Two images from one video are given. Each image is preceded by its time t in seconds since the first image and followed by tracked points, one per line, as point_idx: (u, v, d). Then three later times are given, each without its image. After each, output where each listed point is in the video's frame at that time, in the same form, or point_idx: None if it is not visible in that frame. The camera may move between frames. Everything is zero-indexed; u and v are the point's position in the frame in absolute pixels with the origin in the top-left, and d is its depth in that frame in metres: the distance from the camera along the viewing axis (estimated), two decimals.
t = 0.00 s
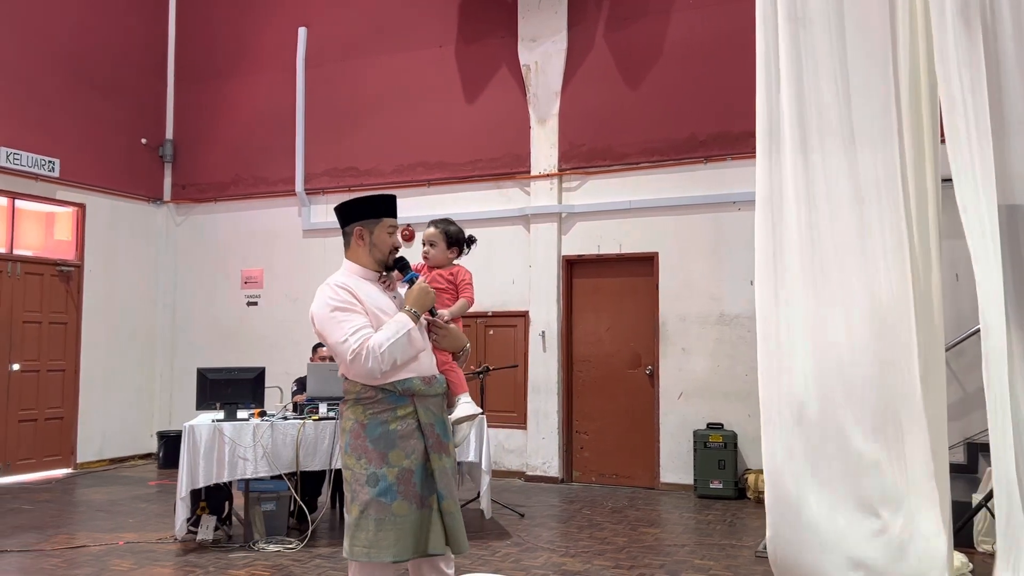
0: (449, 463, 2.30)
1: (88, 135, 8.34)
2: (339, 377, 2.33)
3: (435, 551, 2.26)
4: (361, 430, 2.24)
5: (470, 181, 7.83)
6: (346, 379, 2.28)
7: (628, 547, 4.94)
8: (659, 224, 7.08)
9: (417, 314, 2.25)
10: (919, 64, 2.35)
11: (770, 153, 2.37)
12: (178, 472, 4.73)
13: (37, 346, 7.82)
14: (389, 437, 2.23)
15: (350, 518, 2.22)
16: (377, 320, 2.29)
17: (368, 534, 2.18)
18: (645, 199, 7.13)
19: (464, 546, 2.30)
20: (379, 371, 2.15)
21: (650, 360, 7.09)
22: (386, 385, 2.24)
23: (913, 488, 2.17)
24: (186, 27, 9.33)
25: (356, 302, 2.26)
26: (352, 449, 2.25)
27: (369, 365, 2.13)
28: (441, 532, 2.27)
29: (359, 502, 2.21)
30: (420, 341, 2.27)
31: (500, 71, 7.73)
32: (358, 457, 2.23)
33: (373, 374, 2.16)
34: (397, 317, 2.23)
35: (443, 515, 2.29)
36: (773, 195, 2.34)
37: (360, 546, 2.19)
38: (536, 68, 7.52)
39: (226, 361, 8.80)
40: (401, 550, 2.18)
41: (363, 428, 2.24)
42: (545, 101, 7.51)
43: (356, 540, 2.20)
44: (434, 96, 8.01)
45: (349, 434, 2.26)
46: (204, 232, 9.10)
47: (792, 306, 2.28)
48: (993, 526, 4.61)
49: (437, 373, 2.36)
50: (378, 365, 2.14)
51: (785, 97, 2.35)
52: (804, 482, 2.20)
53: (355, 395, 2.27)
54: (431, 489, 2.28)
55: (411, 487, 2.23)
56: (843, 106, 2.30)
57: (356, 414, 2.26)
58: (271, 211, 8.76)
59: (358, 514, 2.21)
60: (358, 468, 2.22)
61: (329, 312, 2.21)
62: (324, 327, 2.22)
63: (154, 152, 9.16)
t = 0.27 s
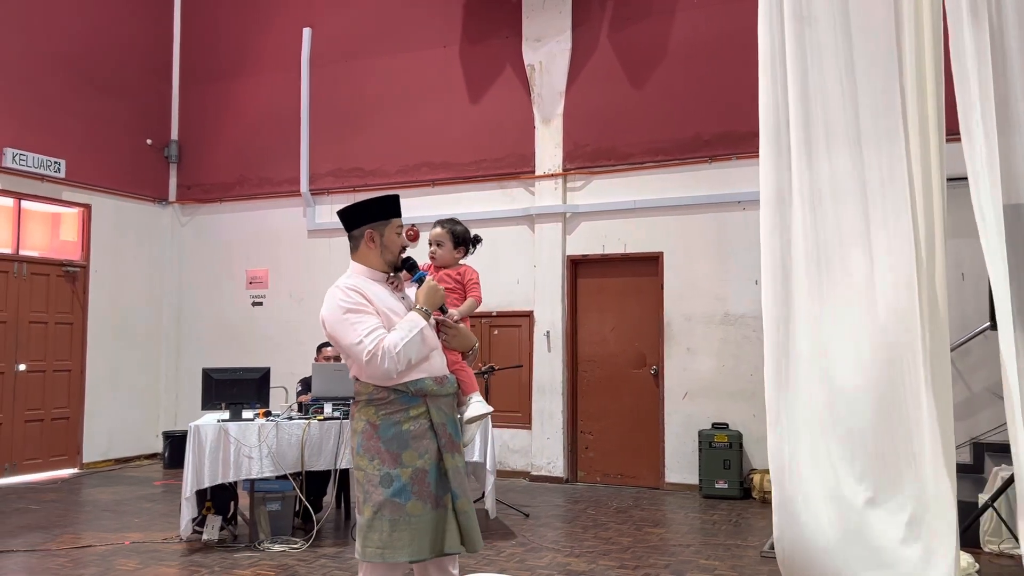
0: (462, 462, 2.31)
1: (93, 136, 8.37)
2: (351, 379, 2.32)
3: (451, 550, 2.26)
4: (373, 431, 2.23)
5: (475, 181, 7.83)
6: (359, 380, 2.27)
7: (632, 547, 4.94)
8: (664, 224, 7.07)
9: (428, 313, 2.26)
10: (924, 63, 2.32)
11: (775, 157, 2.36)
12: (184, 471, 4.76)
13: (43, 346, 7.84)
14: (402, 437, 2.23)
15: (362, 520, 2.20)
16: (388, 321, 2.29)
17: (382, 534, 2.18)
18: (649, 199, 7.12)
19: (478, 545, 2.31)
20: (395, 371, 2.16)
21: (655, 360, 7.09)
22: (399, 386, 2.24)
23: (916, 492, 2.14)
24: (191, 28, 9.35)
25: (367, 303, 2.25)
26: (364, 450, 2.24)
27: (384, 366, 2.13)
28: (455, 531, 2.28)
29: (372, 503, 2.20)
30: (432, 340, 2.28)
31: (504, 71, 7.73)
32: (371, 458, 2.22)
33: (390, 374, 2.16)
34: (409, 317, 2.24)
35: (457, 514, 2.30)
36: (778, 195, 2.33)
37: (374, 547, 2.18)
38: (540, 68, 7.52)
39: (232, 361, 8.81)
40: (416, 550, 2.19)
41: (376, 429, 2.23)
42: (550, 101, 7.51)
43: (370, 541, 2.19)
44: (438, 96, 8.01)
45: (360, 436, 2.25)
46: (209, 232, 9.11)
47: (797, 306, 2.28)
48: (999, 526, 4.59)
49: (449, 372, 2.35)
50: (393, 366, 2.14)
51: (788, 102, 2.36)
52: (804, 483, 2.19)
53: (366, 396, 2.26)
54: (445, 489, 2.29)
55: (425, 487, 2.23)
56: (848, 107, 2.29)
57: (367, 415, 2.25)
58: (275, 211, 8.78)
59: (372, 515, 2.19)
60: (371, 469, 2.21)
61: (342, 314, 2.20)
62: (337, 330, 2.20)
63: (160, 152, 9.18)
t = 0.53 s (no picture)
0: (477, 460, 2.32)
1: (98, 137, 8.39)
2: (366, 379, 2.31)
3: (468, 547, 2.27)
4: (390, 431, 2.23)
5: (479, 181, 7.83)
6: (376, 381, 2.26)
7: (637, 548, 4.94)
8: (668, 224, 7.07)
9: (443, 311, 2.29)
10: (931, 60, 2.40)
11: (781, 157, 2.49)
12: (189, 471, 4.76)
13: (48, 347, 7.86)
14: (419, 437, 2.23)
15: (380, 520, 2.20)
16: (406, 322, 2.30)
17: (402, 533, 2.18)
18: (654, 199, 7.12)
19: (495, 542, 2.31)
20: (417, 370, 2.16)
21: (660, 360, 7.08)
22: (417, 386, 2.24)
23: (922, 478, 2.25)
24: (196, 29, 9.37)
25: (385, 303, 2.25)
26: (380, 451, 2.23)
27: (408, 365, 2.13)
28: (472, 528, 2.29)
29: (390, 503, 2.20)
30: (448, 339, 2.29)
31: (509, 71, 7.73)
32: (388, 458, 2.21)
33: (413, 373, 2.16)
34: (425, 315, 2.26)
35: (473, 512, 2.31)
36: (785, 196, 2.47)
37: (393, 546, 2.18)
38: (545, 68, 7.52)
39: (237, 361, 8.83)
40: (435, 548, 2.20)
41: (393, 429, 2.23)
42: (554, 101, 7.51)
43: (388, 541, 2.19)
44: (443, 97, 8.02)
45: (377, 436, 2.24)
46: (214, 233, 9.13)
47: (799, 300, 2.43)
48: (1005, 527, 4.58)
49: (463, 371, 2.36)
50: (417, 364, 2.15)
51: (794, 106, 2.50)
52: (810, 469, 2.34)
53: (383, 397, 2.25)
54: (462, 487, 2.30)
55: (442, 486, 2.24)
56: (852, 111, 2.42)
57: (384, 415, 2.25)
58: (280, 211, 8.79)
59: (390, 515, 2.19)
60: (389, 469, 2.21)
61: (362, 315, 2.18)
62: (357, 330, 2.18)
63: (165, 153, 9.21)
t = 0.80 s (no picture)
0: (488, 459, 2.33)
1: (102, 138, 8.40)
2: (377, 381, 2.30)
3: (481, 545, 2.28)
4: (402, 431, 2.22)
5: (482, 181, 7.83)
6: (388, 382, 2.25)
7: (639, 548, 4.94)
8: (671, 224, 7.07)
9: (453, 311, 2.30)
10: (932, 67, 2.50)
11: (786, 152, 2.61)
12: (192, 471, 4.74)
13: (52, 347, 7.88)
14: (432, 436, 2.23)
15: (391, 520, 2.18)
16: (418, 322, 2.31)
17: (415, 532, 2.17)
18: (656, 199, 7.11)
19: (506, 540, 2.32)
20: (434, 371, 2.17)
21: (663, 360, 7.08)
22: (430, 387, 2.24)
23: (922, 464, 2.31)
24: (199, 29, 9.38)
25: (398, 304, 2.25)
26: (393, 451, 2.22)
27: (425, 366, 2.14)
28: (484, 526, 2.30)
29: (403, 503, 2.18)
30: (461, 340, 2.30)
31: (511, 72, 7.73)
32: (402, 458, 2.21)
33: (430, 373, 2.17)
34: (437, 317, 2.27)
35: (485, 510, 2.31)
36: (789, 193, 2.58)
37: (406, 546, 2.16)
38: (547, 68, 7.53)
39: (240, 362, 8.83)
40: (447, 547, 2.20)
41: (405, 429, 2.22)
42: (556, 101, 7.51)
43: (400, 541, 2.17)
44: (446, 97, 8.02)
45: (389, 436, 2.23)
46: (217, 233, 9.14)
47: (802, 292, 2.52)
48: (1008, 527, 4.57)
49: (473, 371, 2.37)
50: (434, 365, 2.16)
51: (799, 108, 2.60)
52: (815, 459, 2.41)
53: (395, 398, 2.24)
54: (473, 485, 2.30)
55: (454, 485, 2.24)
56: (853, 114, 2.54)
57: (395, 415, 2.24)
58: (282, 211, 8.80)
59: (403, 514, 2.18)
60: (402, 469, 2.20)
61: (378, 316, 2.17)
62: (373, 332, 2.17)
63: (168, 153, 9.22)
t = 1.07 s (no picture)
0: (494, 458, 2.33)
1: (105, 138, 8.41)
2: (384, 382, 2.31)
3: (486, 543, 2.29)
4: (410, 431, 2.21)
5: (485, 182, 7.83)
6: (396, 382, 2.25)
7: (642, 548, 4.94)
8: (674, 224, 7.06)
9: (458, 313, 2.31)
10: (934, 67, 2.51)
11: (789, 152, 2.60)
12: (195, 470, 4.76)
13: (55, 347, 7.89)
14: (440, 436, 2.23)
15: (398, 520, 2.18)
16: (427, 324, 2.31)
17: (423, 532, 2.17)
18: (659, 199, 7.11)
19: (511, 538, 2.34)
20: (442, 372, 2.18)
21: (665, 361, 7.08)
22: (437, 387, 2.24)
23: (927, 462, 2.31)
24: (202, 29, 9.39)
25: (405, 305, 2.25)
26: (400, 451, 2.21)
27: (434, 368, 2.15)
28: (489, 524, 2.31)
29: (410, 502, 2.18)
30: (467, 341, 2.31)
31: (513, 72, 7.73)
32: (409, 458, 2.20)
33: (440, 374, 2.17)
34: (443, 318, 2.28)
35: (490, 508, 2.32)
36: (793, 194, 2.57)
37: (413, 545, 2.16)
38: (550, 69, 7.52)
39: (243, 362, 8.84)
40: (454, 546, 2.21)
41: (412, 429, 2.22)
42: (559, 101, 7.51)
43: (407, 540, 2.17)
44: (448, 97, 8.02)
45: (396, 436, 2.22)
46: (219, 233, 9.15)
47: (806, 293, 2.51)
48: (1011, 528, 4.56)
49: (479, 371, 2.38)
50: (443, 366, 2.16)
51: (802, 108, 2.60)
52: (821, 460, 2.40)
53: (402, 398, 2.23)
54: (478, 484, 2.31)
55: (461, 484, 2.24)
56: (857, 114, 2.53)
57: (403, 415, 2.23)
58: (285, 211, 8.81)
59: (410, 514, 2.17)
60: (410, 469, 2.20)
61: (387, 318, 2.17)
62: (382, 334, 2.17)
63: (171, 154, 9.23)
